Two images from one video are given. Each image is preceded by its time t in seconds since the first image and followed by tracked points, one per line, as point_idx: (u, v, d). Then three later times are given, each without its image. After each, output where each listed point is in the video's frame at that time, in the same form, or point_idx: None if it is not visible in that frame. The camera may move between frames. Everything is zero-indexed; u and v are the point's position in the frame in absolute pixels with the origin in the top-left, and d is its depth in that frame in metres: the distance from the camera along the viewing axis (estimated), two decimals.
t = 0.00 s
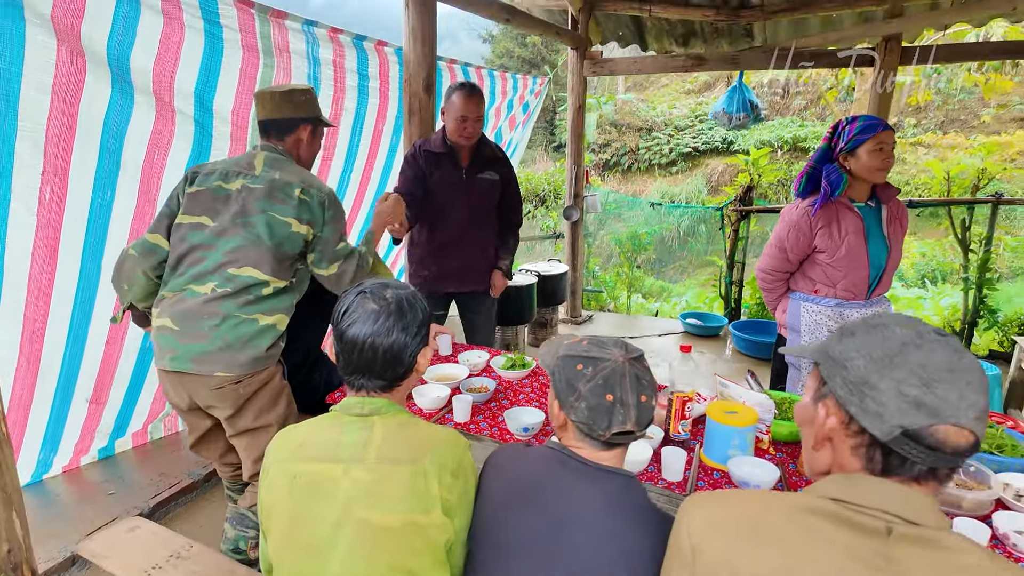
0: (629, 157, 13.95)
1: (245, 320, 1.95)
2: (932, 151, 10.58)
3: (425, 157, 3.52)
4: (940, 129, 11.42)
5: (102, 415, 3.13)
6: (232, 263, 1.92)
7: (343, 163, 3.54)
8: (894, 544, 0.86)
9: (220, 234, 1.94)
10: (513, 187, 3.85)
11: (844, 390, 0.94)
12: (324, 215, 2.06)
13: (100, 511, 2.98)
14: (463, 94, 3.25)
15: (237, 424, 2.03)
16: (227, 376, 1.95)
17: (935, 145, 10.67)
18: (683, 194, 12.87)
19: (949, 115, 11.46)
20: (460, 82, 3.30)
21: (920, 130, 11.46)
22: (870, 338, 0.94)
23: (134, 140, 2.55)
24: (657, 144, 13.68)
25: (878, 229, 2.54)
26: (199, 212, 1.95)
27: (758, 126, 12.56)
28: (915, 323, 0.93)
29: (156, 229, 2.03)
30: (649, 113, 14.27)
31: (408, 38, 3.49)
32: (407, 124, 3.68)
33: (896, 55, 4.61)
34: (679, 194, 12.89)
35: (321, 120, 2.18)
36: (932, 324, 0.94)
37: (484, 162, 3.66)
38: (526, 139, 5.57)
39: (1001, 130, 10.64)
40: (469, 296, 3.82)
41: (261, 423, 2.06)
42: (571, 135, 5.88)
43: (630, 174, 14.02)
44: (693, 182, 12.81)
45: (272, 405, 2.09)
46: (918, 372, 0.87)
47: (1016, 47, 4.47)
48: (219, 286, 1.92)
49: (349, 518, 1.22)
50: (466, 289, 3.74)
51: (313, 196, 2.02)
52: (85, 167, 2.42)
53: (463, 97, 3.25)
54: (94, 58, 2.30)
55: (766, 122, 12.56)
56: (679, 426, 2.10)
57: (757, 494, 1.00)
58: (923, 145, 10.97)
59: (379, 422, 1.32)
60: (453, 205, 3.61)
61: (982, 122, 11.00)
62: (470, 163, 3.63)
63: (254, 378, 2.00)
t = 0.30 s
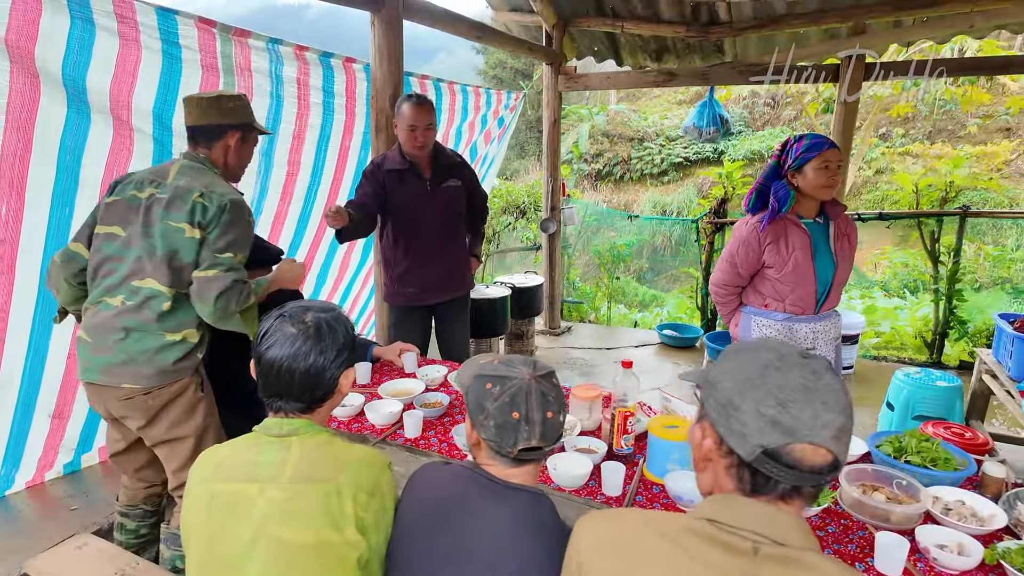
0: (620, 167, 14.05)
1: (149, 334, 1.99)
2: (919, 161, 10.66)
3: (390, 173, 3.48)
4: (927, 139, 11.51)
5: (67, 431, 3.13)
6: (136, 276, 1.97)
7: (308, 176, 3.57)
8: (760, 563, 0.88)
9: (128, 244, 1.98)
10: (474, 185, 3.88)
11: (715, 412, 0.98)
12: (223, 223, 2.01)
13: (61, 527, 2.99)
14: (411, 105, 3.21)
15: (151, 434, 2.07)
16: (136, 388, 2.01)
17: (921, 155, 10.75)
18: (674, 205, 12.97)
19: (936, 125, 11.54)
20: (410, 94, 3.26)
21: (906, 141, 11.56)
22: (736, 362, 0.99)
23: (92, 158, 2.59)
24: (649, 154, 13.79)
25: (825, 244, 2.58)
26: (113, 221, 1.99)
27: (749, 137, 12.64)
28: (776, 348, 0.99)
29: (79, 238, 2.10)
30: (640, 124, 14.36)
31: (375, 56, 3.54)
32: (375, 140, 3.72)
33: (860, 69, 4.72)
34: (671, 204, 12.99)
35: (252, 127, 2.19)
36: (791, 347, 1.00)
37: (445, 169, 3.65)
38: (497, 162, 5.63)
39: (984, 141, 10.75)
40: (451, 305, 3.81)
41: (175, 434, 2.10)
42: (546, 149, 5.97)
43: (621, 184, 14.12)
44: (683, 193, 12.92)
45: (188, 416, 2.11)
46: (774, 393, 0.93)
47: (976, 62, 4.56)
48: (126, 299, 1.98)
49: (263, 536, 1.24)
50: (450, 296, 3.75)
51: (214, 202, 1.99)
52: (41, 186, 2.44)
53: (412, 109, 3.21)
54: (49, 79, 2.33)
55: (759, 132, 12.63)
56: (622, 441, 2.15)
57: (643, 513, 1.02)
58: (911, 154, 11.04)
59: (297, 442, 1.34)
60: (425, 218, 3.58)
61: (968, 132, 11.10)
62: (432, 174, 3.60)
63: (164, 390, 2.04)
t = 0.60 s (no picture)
0: (620, 173, 14.03)
1: (70, 343, 1.98)
2: (915, 167, 10.63)
3: (381, 185, 3.43)
4: (925, 146, 11.47)
5: (36, 442, 3.06)
6: (51, 285, 1.96)
7: (285, 183, 3.55)
8: None
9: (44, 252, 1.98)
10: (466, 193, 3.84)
11: (637, 432, 0.96)
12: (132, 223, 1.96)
13: (29, 539, 2.95)
14: (394, 118, 3.17)
15: (79, 444, 2.04)
16: (60, 397, 1.99)
17: (919, 161, 10.71)
18: (674, 210, 12.95)
19: (935, 131, 11.49)
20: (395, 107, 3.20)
21: (905, 147, 11.51)
22: (659, 380, 0.97)
23: (58, 165, 2.56)
24: (647, 160, 13.79)
25: (797, 254, 2.54)
26: (33, 229, 2.00)
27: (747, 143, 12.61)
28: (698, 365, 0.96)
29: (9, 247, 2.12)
30: (639, 129, 14.25)
31: (352, 63, 3.52)
32: (353, 147, 3.70)
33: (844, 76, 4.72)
34: (670, 210, 12.97)
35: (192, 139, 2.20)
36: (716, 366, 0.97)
37: (437, 179, 3.61)
38: (490, 159, 5.66)
39: (981, 148, 10.71)
40: (445, 314, 3.73)
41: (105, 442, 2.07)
42: (533, 156, 5.96)
43: (620, 190, 14.12)
44: (682, 199, 12.91)
45: (117, 426, 2.08)
46: (690, 413, 0.90)
47: (960, 70, 4.54)
48: (44, 307, 1.96)
49: (191, 556, 1.21)
50: (444, 305, 3.68)
51: (122, 204, 1.94)
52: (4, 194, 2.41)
53: (394, 123, 3.16)
54: (12, 87, 2.30)
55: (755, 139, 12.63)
56: (587, 454, 2.09)
57: (567, 538, 0.99)
58: (908, 160, 10.99)
59: (231, 459, 1.30)
60: (418, 228, 3.53)
61: (965, 139, 11.07)
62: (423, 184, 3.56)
63: (90, 400, 2.02)
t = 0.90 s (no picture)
0: (619, 176, 13.94)
1: (5, 360, 1.90)
2: (916, 170, 10.51)
3: (383, 184, 3.26)
4: (925, 148, 11.36)
5: None
6: None
7: (261, 183, 3.44)
8: None
9: None
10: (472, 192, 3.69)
11: (582, 463, 0.85)
12: (82, 236, 1.92)
13: None
14: (397, 115, 3.03)
15: (18, 466, 1.98)
16: None
17: (920, 164, 10.60)
18: (673, 213, 12.85)
19: (935, 134, 11.38)
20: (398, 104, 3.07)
21: (905, 150, 11.40)
22: (607, 402, 0.85)
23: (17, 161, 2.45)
24: (647, 163, 13.69)
25: (789, 258, 2.41)
26: None
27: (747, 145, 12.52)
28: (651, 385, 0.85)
29: None
30: (639, 132, 14.10)
31: (332, 60, 3.41)
32: (333, 146, 3.59)
33: (841, 76, 4.60)
34: (669, 213, 12.88)
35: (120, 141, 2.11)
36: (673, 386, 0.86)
37: (443, 178, 3.44)
38: (481, 159, 5.58)
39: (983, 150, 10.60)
40: (446, 316, 3.56)
41: (49, 460, 2.04)
42: (525, 157, 5.85)
43: (620, 193, 14.02)
44: (682, 202, 12.81)
45: (60, 442, 2.05)
46: (638, 441, 0.78)
47: (959, 69, 4.42)
48: None
49: None
50: (445, 307, 3.51)
51: (68, 216, 1.89)
52: None
53: (398, 119, 3.03)
54: None
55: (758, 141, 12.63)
56: (562, 472, 2.00)
57: None
58: (908, 163, 10.89)
59: (155, 484, 1.19)
60: (421, 228, 3.37)
61: (966, 141, 10.98)
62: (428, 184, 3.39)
63: (28, 419, 1.96)
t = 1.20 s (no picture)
0: (618, 176, 13.84)
1: None
2: (916, 170, 10.40)
3: (364, 183, 3.16)
4: (925, 149, 11.27)
5: None
6: None
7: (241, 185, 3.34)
8: None
9: None
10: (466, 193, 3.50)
11: (545, 511, 0.76)
12: None
13: None
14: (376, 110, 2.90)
15: None
16: None
17: (920, 164, 10.50)
18: (671, 213, 12.75)
19: (934, 134, 11.28)
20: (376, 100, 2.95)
21: (904, 150, 11.31)
22: (574, 441, 0.76)
23: None
24: (646, 163, 13.57)
25: (787, 264, 2.29)
26: None
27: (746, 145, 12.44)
28: (625, 422, 0.76)
29: None
30: (637, 133, 14.03)
31: (315, 57, 3.30)
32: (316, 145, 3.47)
33: (840, 74, 4.49)
34: (668, 213, 12.78)
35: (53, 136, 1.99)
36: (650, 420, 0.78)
37: (430, 178, 3.27)
38: (473, 159, 5.48)
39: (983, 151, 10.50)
40: (434, 323, 3.40)
41: None
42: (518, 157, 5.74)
43: (619, 193, 13.92)
44: (680, 202, 12.71)
45: None
46: (610, 493, 0.70)
47: (961, 67, 4.31)
48: None
49: None
50: (432, 313, 3.34)
51: None
52: None
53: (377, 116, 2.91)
54: None
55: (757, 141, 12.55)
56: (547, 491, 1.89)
57: None
58: (908, 164, 10.79)
59: (83, 518, 1.10)
60: (404, 229, 3.22)
61: (965, 142, 10.89)
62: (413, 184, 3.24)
63: None
